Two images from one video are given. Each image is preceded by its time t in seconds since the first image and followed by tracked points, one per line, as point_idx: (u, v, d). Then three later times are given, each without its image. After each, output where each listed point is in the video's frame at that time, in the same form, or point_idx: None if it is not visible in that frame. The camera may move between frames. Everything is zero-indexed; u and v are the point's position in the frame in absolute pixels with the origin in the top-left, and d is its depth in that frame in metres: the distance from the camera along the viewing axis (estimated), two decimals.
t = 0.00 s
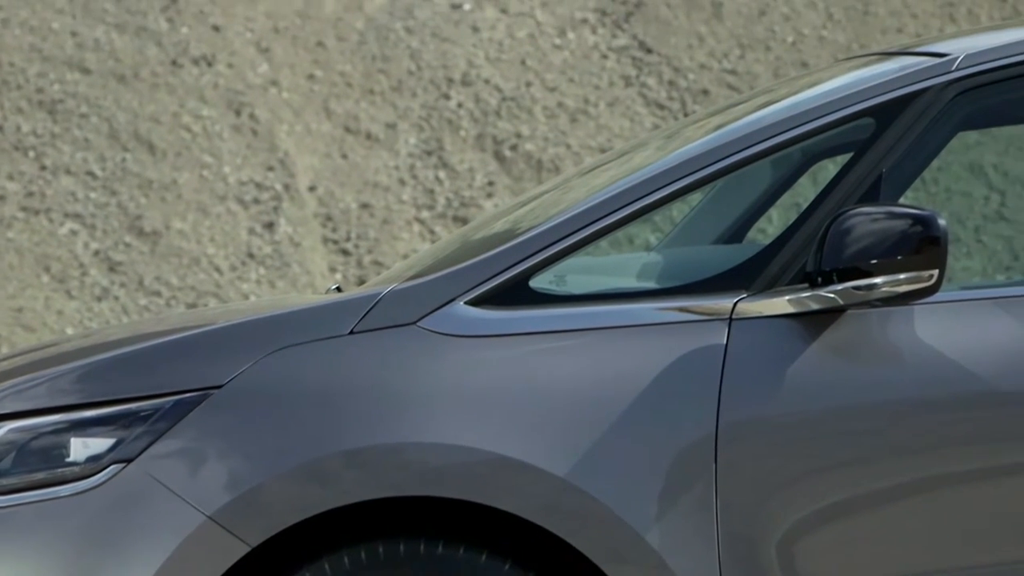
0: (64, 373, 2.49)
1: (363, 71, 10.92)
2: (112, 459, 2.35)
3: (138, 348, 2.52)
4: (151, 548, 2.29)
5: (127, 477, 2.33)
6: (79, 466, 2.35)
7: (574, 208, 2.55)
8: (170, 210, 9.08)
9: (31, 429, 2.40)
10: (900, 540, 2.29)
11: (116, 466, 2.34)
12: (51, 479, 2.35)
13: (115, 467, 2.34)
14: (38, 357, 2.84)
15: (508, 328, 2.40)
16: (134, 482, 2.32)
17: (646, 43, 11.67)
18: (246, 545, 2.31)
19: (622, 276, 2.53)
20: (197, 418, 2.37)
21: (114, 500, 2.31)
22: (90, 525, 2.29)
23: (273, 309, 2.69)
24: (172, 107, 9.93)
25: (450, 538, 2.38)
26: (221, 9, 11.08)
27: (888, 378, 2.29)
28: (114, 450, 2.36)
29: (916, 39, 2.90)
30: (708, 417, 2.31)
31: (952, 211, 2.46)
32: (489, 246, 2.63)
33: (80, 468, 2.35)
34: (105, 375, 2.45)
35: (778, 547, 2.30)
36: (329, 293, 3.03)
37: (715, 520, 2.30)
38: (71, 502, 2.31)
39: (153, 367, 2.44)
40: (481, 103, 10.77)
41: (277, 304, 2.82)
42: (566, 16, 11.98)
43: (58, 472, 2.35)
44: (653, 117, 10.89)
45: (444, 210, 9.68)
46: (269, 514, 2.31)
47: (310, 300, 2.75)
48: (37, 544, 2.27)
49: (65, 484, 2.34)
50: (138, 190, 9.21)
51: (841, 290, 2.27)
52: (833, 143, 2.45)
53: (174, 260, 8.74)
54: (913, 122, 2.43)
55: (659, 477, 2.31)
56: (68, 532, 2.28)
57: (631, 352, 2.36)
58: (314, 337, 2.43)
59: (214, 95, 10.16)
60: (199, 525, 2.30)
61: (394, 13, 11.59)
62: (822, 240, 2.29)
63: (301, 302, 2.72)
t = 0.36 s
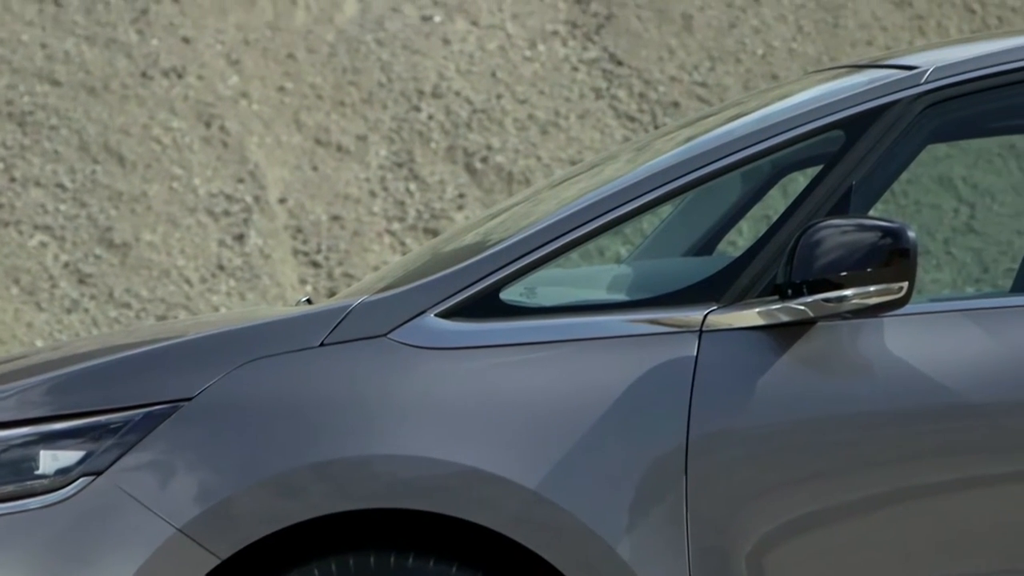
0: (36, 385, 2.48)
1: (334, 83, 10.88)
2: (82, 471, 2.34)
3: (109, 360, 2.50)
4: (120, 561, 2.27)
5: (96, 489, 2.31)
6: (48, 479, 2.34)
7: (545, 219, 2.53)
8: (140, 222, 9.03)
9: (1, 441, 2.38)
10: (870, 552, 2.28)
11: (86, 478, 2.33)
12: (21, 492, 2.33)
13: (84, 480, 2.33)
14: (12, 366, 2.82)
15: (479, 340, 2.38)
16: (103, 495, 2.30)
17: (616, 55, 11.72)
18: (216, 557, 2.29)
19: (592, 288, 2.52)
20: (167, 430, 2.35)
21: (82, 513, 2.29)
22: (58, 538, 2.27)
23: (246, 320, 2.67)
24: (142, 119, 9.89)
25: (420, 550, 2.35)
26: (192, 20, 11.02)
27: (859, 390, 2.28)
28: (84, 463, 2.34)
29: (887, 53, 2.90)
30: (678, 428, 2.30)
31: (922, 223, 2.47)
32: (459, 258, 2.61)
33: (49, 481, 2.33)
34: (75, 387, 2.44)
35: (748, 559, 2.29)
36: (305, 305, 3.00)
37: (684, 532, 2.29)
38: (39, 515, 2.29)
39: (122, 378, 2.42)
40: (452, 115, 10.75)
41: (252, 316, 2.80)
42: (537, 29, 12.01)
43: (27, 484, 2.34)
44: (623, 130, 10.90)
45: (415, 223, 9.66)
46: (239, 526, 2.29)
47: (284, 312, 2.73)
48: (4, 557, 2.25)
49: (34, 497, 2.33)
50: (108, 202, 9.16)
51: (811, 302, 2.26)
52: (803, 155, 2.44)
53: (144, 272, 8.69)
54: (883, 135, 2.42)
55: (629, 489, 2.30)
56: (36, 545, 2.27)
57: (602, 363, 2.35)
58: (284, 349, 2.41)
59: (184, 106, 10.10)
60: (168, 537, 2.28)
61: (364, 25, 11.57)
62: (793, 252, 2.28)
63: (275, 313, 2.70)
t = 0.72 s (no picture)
0: (10, 394, 2.47)
1: (305, 93, 10.84)
2: (52, 482, 2.32)
3: (82, 369, 2.48)
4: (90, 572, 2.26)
5: (66, 500, 2.30)
6: (18, 490, 2.32)
7: (515, 229, 2.52)
8: (110, 233, 8.98)
9: None
10: (842, 562, 2.27)
11: (56, 489, 2.32)
12: None
13: (55, 491, 2.31)
14: None
15: (451, 351, 2.36)
16: (73, 506, 2.29)
17: (587, 65, 11.73)
18: (186, 568, 2.28)
19: (563, 298, 2.51)
20: (138, 441, 2.33)
21: (52, 523, 2.28)
22: (27, 548, 2.26)
23: (218, 330, 2.65)
24: (113, 129, 9.88)
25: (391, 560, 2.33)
26: (162, 31, 11.04)
27: (830, 401, 2.27)
28: (54, 473, 2.33)
29: (857, 63, 2.90)
30: (650, 439, 2.29)
31: (891, 232, 2.49)
32: (429, 269, 2.59)
33: (20, 491, 2.32)
34: (47, 397, 2.42)
35: (720, 569, 2.28)
36: (276, 314, 2.96)
37: (656, 542, 2.28)
38: (9, 526, 2.28)
39: (94, 388, 2.40)
40: (423, 126, 10.73)
41: (223, 326, 2.77)
42: (508, 40, 12.02)
43: None
44: (594, 140, 10.89)
45: (386, 233, 9.60)
46: (209, 537, 2.28)
47: (255, 321, 2.70)
48: None
49: (5, 508, 2.32)
50: (78, 212, 9.11)
51: (781, 312, 2.25)
52: (773, 166, 2.44)
53: (115, 282, 8.60)
54: (853, 145, 2.41)
55: (601, 499, 2.29)
56: (6, 556, 2.26)
57: (574, 373, 2.34)
58: (255, 360, 2.38)
59: (155, 117, 10.11)
60: (139, 547, 2.27)
61: (335, 36, 11.58)
62: (763, 262, 2.27)
63: (246, 322, 2.68)
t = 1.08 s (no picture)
0: None
1: (277, 102, 10.81)
2: (24, 491, 2.30)
3: (55, 378, 2.47)
4: None
5: (37, 509, 2.27)
6: None
7: (489, 238, 2.51)
8: (83, 241, 8.93)
9: None
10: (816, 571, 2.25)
11: (28, 498, 2.29)
12: None
13: (27, 500, 2.29)
14: None
15: (425, 359, 2.35)
16: (44, 515, 2.26)
17: (560, 74, 11.74)
18: None
19: (536, 307, 2.50)
20: (110, 450, 2.31)
21: (23, 533, 2.25)
22: None
23: (190, 339, 2.63)
24: (85, 138, 9.82)
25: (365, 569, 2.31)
26: (135, 40, 11.01)
27: (804, 409, 2.26)
28: (26, 483, 2.30)
29: (831, 73, 2.90)
30: (623, 447, 2.28)
31: (864, 242, 2.49)
32: (402, 278, 2.58)
33: None
34: (20, 407, 2.40)
35: None
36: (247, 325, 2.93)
37: (629, 551, 2.27)
38: None
39: (66, 398, 2.39)
40: (396, 134, 10.71)
41: (195, 335, 2.75)
42: (481, 48, 12.03)
43: None
44: (567, 149, 10.89)
45: (359, 242, 9.55)
46: (181, 546, 2.25)
47: (228, 330, 2.68)
48: None
49: None
50: (50, 221, 9.05)
51: (754, 320, 2.24)
52: (746, 175, 2.43)
53: (87, 291, 8.56)
54: (825, 155, 2.42)
55: (574, 509, 2.27)
56: None
57: (547, 382, 2.33)
58: (228, 369, 2.37)
59: (127, 126, 10.06)
60: (111, 557, 2.24)
61: (308, 44, 11.54)
62: (736, 272, 2.27)
63: (219, 332, 2.66)
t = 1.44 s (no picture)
0: None
1: (251, 110, 10.76)
2: None
3: (29, 386, 2.45)
4: None
5: (9, 518, 2.25)
6: None
7: (463, 246, 2.50)
8: (56, 249, 8.88)
9: None
10: None
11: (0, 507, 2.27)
12: None
13: None
14: None
15: (398, 367, 2.33)
16: (16, 524, 2.25)
17: (534, 82, 11.74)
18: None
19: (510, 315, 2.49)
20: (83, 458, 2.29)
21: None
22: None
23: (164, 347, 2.61)
24: (59, 146, 9.76)
25: None
26: (109, 47, 10.95)
27: (775, 415, 2.26)
28: None
29: (805, 81, 2.91)
30: (596, 455, 2.27)
31: (838, 250, 2.49)
32: (376, 285, 2.57)
33: None
34: None
35: None
36: (220, 333, 2.91)
37: (603, 558, 2.26)
38: None
39: (40, 406, 2.37)
40: (370, 142, 10.68)
41: (168, 342, 2.73)
42: (454, 56, 12.02)
43: None
44: (541, 156, 10.89)
45: (333, 249, 9.50)
46: (154, 555, 2.23)
47: (201, 338, 2.66)
48: None
49: None
50: (22, 229, 8.98)
51: (728, 328, 2.24)
52: (720, 183, 2.43)
53: (60, 299, 8.51)
54: (799, 162, 2.41)
55: (548, 517, 2.26)
56: None
57: (522, 390, 2.31)
58: (201, 376, 2.36)
59: (101, 133, 10.01)
60: (83, 566, 2.22)
61: (282, 52, 11.50)
62: (710, 281, 2.26)
63: (193, 339, 2.64)
